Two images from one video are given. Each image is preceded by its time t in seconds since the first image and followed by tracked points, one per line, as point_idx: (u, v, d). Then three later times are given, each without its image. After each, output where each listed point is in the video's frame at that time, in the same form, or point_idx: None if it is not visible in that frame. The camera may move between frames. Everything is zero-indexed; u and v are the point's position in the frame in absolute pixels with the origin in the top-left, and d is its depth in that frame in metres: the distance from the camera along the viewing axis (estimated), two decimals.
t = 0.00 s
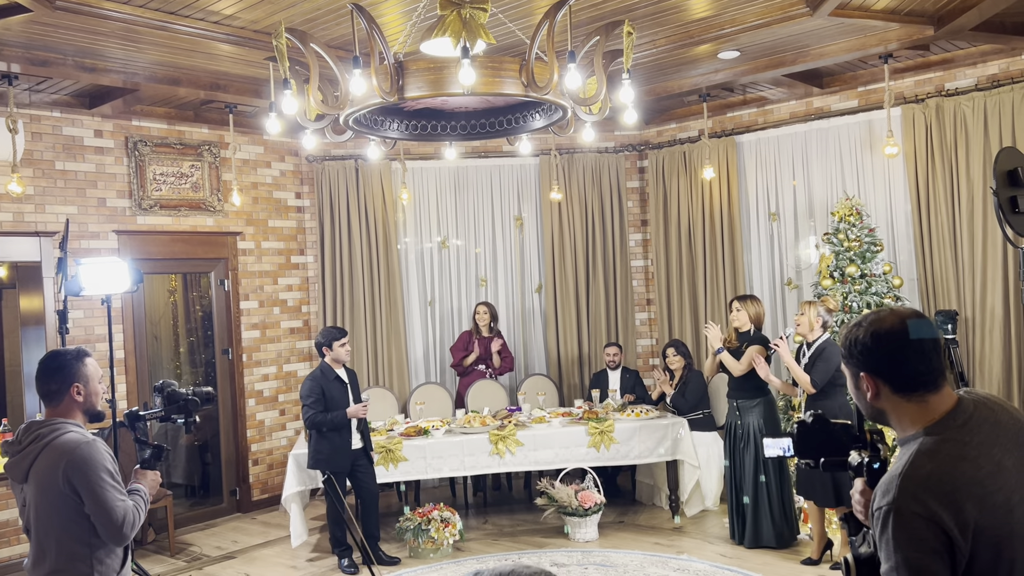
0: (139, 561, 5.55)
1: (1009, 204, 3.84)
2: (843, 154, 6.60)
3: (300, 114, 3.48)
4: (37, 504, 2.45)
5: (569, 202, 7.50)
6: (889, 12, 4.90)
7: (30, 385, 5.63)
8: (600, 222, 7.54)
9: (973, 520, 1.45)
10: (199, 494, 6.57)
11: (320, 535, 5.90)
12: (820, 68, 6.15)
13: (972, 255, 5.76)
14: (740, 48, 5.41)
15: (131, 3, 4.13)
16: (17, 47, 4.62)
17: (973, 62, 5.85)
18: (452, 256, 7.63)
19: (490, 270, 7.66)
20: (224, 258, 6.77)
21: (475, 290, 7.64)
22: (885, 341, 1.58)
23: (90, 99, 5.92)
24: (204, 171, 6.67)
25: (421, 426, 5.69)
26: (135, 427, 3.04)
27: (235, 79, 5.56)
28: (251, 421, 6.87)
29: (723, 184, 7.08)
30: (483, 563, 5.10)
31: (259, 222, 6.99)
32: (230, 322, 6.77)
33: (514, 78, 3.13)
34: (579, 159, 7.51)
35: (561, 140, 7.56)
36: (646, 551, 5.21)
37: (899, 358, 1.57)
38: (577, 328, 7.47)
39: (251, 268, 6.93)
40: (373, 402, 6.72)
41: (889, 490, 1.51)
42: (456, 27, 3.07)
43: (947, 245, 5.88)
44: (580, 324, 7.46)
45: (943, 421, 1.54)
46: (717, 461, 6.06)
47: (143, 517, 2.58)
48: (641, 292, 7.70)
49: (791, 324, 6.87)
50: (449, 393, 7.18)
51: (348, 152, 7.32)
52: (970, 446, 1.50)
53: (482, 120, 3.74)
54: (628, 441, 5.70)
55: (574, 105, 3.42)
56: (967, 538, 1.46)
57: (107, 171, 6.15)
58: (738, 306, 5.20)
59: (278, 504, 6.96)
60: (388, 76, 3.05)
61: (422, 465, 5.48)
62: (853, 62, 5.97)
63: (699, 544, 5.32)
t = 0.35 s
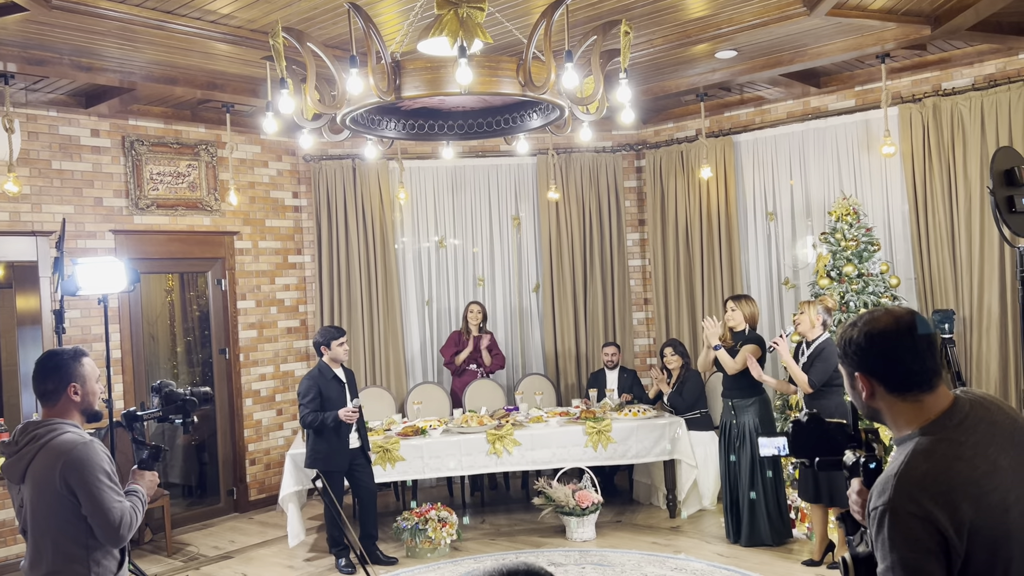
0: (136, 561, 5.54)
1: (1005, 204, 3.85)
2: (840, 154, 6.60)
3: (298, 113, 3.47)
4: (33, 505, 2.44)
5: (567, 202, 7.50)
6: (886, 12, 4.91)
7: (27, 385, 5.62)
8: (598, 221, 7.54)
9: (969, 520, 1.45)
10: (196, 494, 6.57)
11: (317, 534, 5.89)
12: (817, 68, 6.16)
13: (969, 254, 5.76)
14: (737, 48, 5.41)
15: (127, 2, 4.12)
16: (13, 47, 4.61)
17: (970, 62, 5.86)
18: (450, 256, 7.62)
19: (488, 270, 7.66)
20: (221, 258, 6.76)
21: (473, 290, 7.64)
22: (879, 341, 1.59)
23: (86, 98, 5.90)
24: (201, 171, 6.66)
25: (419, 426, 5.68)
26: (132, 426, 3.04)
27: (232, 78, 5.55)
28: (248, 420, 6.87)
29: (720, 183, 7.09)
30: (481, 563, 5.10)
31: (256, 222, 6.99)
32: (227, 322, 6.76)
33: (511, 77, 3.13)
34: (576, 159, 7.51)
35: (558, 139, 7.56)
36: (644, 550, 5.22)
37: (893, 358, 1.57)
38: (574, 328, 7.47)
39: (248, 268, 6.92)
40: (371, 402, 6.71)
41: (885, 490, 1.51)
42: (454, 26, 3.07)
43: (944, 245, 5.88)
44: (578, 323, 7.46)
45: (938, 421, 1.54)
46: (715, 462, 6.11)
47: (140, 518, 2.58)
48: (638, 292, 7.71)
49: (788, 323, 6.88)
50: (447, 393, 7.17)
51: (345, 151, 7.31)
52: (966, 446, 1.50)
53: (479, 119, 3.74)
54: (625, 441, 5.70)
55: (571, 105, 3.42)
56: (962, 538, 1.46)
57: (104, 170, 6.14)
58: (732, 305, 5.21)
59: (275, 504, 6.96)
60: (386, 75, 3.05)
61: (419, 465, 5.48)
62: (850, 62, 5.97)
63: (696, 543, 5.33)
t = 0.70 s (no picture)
0: (133, 561, 5.53)
1: (1002, 204, 3.85)
2: (838, 154, 6.61)
3: (295, 113, 3.47)
4: (30, 505, 2.44)
5: (564, 202, 7.50)
6: (883, 12, 4.92)
7: (23, 385, 5.61)
8: (595, 222, 7.54)
9: (966, 520, 1.45)
10: (193, 494, 6.56)
11: (314, 534, 5.89)
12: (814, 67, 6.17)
13: (966, 254, 5.77)
14: (734, 48, 5.42)
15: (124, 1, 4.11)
16: (9, 46, 4.60)
17: (966, 62, 5.87)
18: (447, 256, 7.62)
19: (485, 270, 7.65)
20: (218, 258, 6.76)
21: (470, 290, 7.64)
22: (874, 341, 1.59)
23: (83, 98, 5.89)
24: (198, 171, 6.66)
25: (416, 426, 5.68)
26: (129, 427, 3.03)
27: (229, 78, 5.54)
28: (245, 420, 6.86)
29: (717, 183, 7.09)
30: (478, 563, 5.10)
31: (253, 222, 6.97)
32: (224, 322, 6.76)
33: (508, 77, 3.13)
34: (573, 159, 7.51)
35: (555, 139, 7.56)
36: (641, 550, 5.22)
37: (888, 358, 1.58)
38: (572, 328, 7.46)
39: (245, 268, 6.92)
40: (368, 402, 6.71)
41: (882, 490, 1.51)
42: (451, 26, 3.07)
43: (941, 244, 5.89)
44: (575, 323, 7.46)
45: (934, 420, 1.55)
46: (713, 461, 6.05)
47: (138, 518, 2.57)
48: (636, 292, 7.71)
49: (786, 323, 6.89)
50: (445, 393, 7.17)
51: (343, 151, 7.31)
52: (962, 446, 1.50)
53: (477, 119, 3.74)
54: (623, 441, 5.70)
55: (568, 105, 3.42)
56: (959, 538, 1.46)
57: (101, 170, 6.13)
58: (727, 305, 5.22)
59: (273, 504, 6.95)
60: (383, 75, 3.05)
61: (417, 465, 5.48)
62: (847, 62, 5.98)
63: (694, 543, 5.33)
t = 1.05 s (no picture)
0: (131, 562, 5.52)
1: (999, 203, 3.86)
2: (835, 153, 6.61)
3: (292, 112, 3.47)
4: (28, 505, 2.43)
5: (562, 201, 7.50)
6: (881, 12, 4.92)
7: (20, 385, 5.60)
8: (593, 221, 7.54)
9: (961, 518, 1.45)
10: (190, 494, 6.55)
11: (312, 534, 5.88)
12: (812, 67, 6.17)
13: (964, 254, 5.77)
14: (732, 48, 5.42)
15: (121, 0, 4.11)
16: (6, 45, 4.59)
17: (964, 62, 5.88)
18: (445, 255, 7.62)
19: (483, 270, 7.65)
20: (216, 258, 6.75)
21: (468, 290, 7.64)
22: (867, 341, 1.59)
23: (80, 97, 5.88)
24: (196, 170, 6.65)
25: (414, 426, 5.68)
26: (127, 428, 3.02)
27: (227, 78, 5.53)
28: (243, 420, 6.85)
29: (715, 183, 7.09)
30: (476, 562, 5.10)
31: (251, 221, 6.97)
32: (222, 321, 6.75)
33: (506, 76, 3.12)
34: (571, 158, 7.51)
35: (553, 139, 7.56)
36: (639, 550, 5.22)
37: (882, 358, 1.58)
38: (570, 328, 7.47)
39: (243, 267, 6.91)
40: (366, 402, 6.71)
41: (878, 488, 1.51)
42: (449, 25, 3.07)
43: (939, 244, 5.90)
44: (573, 323, 7.46)
45: (930, 418, 1.55)
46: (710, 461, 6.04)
47: (136, 518, 2.57)
48: (634, 291, 7.71)
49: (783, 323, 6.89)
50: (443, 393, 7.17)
51: (341, 151, 7.30)
52: (958, 444, 1.50)
53: (474, 119, 3.73)
54: (620, 440, 5.71)
55: (566, 104, 3.42)
56: (954, 536, 1.46)
57: (98, 169, 6.12)
58: (724, 305, 5.22)
59: (271, 504, 6.95)
60: (381, 74, 3.05)
61: (415, 465, 5.48)
62: (845, 61, 5.98)
63: (692, 543, 5.33)
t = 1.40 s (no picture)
0: (128, 562, 5.52)
1: (997, 203, 3.86)
2: (833, 154, 6.62)
3: (290, 113, 3.46)
4: (27, 505, 2.43)
5: (560, 201, 7.50)
6: (879, 12, 4.92)
7: (18, 386, 5.59)
8: (591, 221, 7.54)
9: (958, 518, 1.46)
10: (188, 494, 6.54)
11: (310, 535, 5.88)
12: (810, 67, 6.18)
13: (961, 254, 5.78)
14: (730, 48, 5.42)
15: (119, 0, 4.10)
16: (4, 45, 4.58)
17: (961, 62, 5.88)
18: (443, 255, 7.62)
19: (481, 270, 7.65)
20: (214, 258, 6.74)
21: (466, 290, 7.64)
22: (862, 342, 1.60)
23: (78, 97, 5.88)
24: (193, 170, 6.64)
25: (412, 426, 5.67)
26: (125, 428, 3.02)
27: (225, 78, 5.53)
28: (241, 421, 6.85)
29: (713, 183, 7.10)
30: (474, 563, 5.09)
31: (249, 221, 6.96)
32: (219, 321, 6.74)
33: (504, 76, 3.12)
34: (569, 159, 7.51)
35: (551, 139, 7.56)
36: (637, 550, 5.22)
37: (878, 359, 1.58)
38: (568, 327, 7.47)
39: (241, 268, 6.90)
40: (364, 402, 6.71)
41: (875, 487, 1.51)
42: (447, 25, 3.06)
43: (937, 245, 5.90)
44: (571, 323, 7.47)
45: (927, 418, 1.55)
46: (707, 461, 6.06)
47: (134, 519, 2.57)
48: (632, 292, 7.71)
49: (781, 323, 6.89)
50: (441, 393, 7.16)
51: (339, 151, 7.30)
52: (955, 444, 1.50)
53: (472, 119, 3.73)
54: (618, 440, 5.71)
55: (564, 105, 3.42)
56: (951, 536, 1.46)
57: (96, 169, 6.12)
58: (720, 305, 5.22)
59: (268, 504, 6.94)
60: (378, 74, 3.05)
61: (413, 465, 5.48)
62: (843, 61, 5.99)
63: (690, 543, 5.33)
